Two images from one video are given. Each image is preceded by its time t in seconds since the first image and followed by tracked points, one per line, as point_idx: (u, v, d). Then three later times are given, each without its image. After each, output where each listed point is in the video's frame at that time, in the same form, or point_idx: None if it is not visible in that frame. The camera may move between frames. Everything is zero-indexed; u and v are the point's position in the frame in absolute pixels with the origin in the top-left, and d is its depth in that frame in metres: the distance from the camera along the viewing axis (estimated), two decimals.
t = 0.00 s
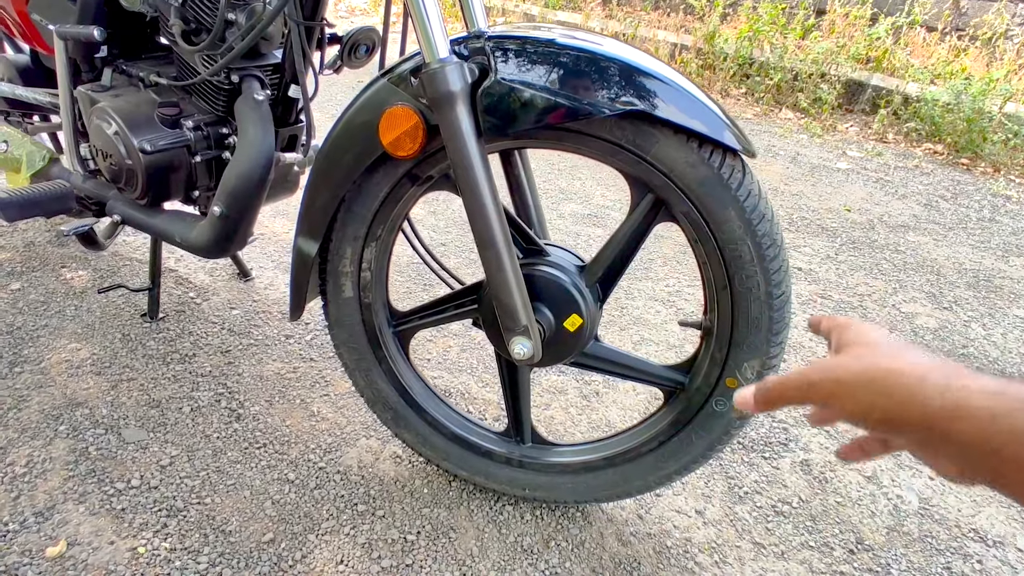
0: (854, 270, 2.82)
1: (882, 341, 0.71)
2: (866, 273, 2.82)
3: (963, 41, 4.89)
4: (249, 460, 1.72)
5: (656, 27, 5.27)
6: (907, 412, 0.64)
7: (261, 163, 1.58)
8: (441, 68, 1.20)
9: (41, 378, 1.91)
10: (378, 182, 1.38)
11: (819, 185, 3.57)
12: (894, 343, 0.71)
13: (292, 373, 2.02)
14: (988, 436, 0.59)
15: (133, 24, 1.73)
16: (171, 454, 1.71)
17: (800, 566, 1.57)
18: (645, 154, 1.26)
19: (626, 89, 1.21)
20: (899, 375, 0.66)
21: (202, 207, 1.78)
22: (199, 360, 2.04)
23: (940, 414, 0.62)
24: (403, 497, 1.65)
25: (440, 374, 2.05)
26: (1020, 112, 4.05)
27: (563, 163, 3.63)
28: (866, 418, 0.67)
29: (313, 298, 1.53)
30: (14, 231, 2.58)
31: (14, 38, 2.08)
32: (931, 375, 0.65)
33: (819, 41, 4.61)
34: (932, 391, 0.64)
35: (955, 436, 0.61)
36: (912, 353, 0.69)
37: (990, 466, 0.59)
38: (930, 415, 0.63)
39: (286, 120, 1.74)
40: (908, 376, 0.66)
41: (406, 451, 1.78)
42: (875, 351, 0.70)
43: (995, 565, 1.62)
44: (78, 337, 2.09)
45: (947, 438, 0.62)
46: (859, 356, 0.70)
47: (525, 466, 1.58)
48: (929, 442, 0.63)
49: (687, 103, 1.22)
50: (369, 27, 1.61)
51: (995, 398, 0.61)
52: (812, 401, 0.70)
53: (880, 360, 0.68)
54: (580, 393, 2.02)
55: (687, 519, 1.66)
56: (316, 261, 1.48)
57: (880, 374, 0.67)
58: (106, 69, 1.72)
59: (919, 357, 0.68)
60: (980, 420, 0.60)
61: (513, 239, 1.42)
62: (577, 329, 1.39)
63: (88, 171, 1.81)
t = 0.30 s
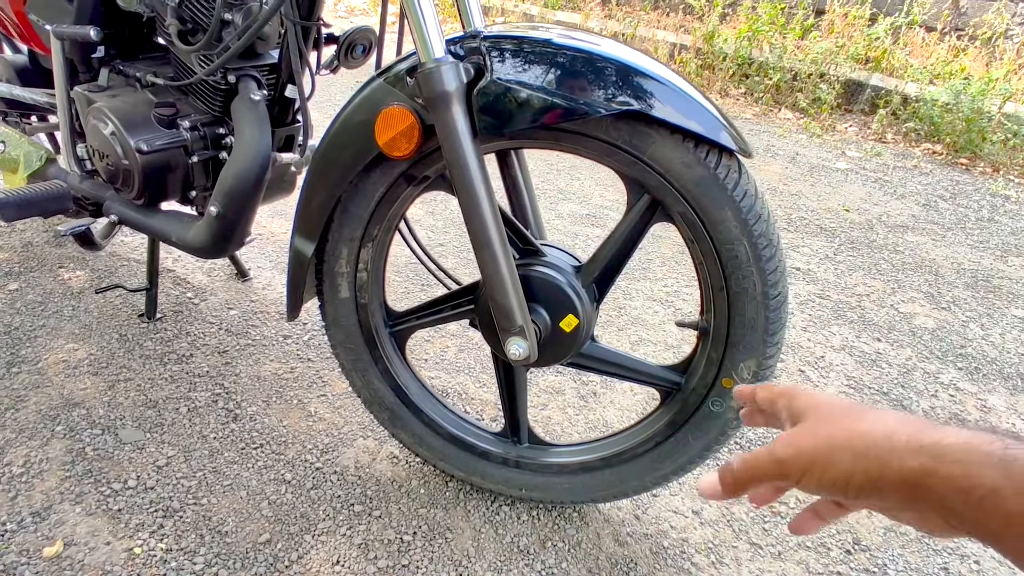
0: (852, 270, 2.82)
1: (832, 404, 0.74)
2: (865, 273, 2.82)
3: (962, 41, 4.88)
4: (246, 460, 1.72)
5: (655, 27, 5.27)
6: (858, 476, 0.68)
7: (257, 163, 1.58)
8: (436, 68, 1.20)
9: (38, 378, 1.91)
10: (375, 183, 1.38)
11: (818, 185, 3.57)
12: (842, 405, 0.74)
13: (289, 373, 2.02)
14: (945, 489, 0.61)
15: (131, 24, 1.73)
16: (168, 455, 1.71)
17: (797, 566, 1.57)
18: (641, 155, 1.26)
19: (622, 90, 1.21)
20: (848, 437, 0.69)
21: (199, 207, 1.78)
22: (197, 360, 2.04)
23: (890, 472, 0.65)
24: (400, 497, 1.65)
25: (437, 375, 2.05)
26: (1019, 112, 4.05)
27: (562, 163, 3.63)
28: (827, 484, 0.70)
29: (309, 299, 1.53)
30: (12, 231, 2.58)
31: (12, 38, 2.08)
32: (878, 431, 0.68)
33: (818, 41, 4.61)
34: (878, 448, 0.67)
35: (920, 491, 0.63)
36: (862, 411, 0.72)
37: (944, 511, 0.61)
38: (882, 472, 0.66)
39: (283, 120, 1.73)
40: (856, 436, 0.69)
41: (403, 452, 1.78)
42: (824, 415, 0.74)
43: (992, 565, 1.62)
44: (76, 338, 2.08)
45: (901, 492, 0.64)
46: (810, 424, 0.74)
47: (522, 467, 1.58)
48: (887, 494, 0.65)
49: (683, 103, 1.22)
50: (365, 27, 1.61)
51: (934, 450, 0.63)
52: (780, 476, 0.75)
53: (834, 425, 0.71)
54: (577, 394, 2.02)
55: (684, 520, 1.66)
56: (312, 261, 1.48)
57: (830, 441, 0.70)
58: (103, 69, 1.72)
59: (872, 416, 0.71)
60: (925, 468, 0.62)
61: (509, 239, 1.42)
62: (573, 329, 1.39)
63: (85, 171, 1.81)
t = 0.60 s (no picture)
0: (852, 268, 2.81)
1: (824, 384, 0.74)
2: (865, 271, 2.80)
3: (962, 39, 4.87)
4: (240, 458, 1.70)
5: (655, 25, 5.26)
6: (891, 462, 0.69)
7: (250, 158, 1.56)
8: (429, 59, 1.18)
9: (31, 375, 1.90)
10: (368, 177, 1.36)
11: (817, 183, 3.56)
12: (830, 382, 0.75)
13: (285, 370, 2.00)
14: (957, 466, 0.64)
15: (123, 19, 1.72)
16: (161, 453, 1.69)
17: (796, 565, 1.56)
18: (637, 148, 1.24)
19: (618, 82, 1.19)
20: (867, 427, 0.70)
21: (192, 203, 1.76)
22: (191, 357, 2.02)
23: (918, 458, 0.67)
24: (395, 495, 1.63)
25: (433, 372, 2.03)
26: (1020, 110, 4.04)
27: (560, 160, 3.61)
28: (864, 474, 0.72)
29: (303, 295, 1.51)
30: (6, 228, 2.56)
31: (6, 34, 2.06)
32: (889, 416, 0.69)
33: (818, 39, 4.59)
34: (898, 435, 0.68)
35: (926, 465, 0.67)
36: (859, 387, 0.73)
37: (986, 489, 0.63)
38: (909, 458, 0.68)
39: (277, 115, 1.72)
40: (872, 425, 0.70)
41: (399, 450, 1.76)
42: (826, 401, 0.74)
43: (994, 564, 1.60)
44: (69, 335, 2.07)
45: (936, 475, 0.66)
46: (818, 417, 0.74)
47: (518, 465, 1.56)
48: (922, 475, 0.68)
49: (681, 96, 1.20)
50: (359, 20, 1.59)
51: (956, 425, 0.64)
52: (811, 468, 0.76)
53: (833, 414, 0.73)
54: (575, 391, 2.01)
55: (682, 518, 1.64)
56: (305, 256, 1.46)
57: (849, 432, 0.72)
58: (95, 64, 1.71)
59: (870, 391, 0.72)
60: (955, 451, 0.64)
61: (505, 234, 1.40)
62: (569, 325, 1.37)
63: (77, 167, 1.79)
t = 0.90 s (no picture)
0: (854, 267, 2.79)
1: (801, 282, 0.82)
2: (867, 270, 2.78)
3: (963, 37, 4.85)
4: (238, 458, 1.68)
5: (655, 24, 5.24)
6: (868, 337, 0.76)
7: (247, 155, 1.54)
8: (428, 54, 1.16)
9: (27, 376, 1.88)
10: (367, 174, 1.34)
11: (819, 181, 3.54)
12: (805, 277, 0.83)
13: (283, 370, 1.98)
14: (920, 333, 0.71)
15: (119, 15, 1.70)
16: (157, 453, 1.67)
17: (800, 566, 1.54)
18: (640, 144, 1.22)
19: (621, 77, 1.18)
20: (843, 312, 0.78)
21: (190, 201, 1.74)
22: (189, 357, 2.00)
23: (887, 329, 0.74)
24: (394, 496, 1.61)
25: (433, 372, 2.01)
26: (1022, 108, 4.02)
27: (560, 159, 3.59)
28: (843, 355, 0.79)
29: (301, 294, 1.49)
30: (3, 227, 2.54)
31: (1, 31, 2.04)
32: (858, 298, 0.77)
33: (819, 38, 4.58)
34: (869, 313, 0.75)
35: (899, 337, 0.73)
36: (831, 278, 0.81)
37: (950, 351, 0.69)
38: (879, 331, 0.75)
39: (275, 112, 1.70)
40: (844, 309, 0.78)
41: (398, 450, 1.74)
42: (802, 296, 0.82)
43: (999, 565, 1.58)
44: (66, 335, 2.05)
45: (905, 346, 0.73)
46: (798, 306, 0.82)
47: (519, 465, 1.54)
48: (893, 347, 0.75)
49: (684, 91, 1.18)
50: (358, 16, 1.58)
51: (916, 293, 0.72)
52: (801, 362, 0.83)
53: (814, 305, 0.80)
54: (576, 391, 1.99)
55: (684, 519, 1.63)
56: (304, 255, 1.44)
57: (826, 319, 0.79)
58: (90, 61, 1.69)
59: (844, 282, 0.79)
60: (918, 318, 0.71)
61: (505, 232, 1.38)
62: (570, 324, 1.35)
63: (74, 165, 1.77)
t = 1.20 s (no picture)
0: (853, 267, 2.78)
1: (804, 288, 0.85)
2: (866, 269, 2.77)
3: (962, 36, 4.84)
4: (235, 458, 1.68)
5: (655, 24, 5.23)
6: (865, 342, 0.79)
7: (243, 154, 1.54)
8: (424, 51, 1.16)
9: (24, 375, 1.87)
10: (363, 172, 1.34)
11: (818, 180, 3.53)
12: (808, 283, 0.85)
13: (281, 370, 1.98)
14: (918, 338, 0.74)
15: (115, 13, 1.69)
16: (154, 453, 1.67)
17: (798, 566, 1.53)
18: (637, 142, 1.22)
19: (618, 74, 1.17)
20: (845, 318, 0.80)
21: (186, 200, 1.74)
22: (186, 356, 2.00)
23: (885, 335, 0.77)
24: (392, 496, 1.61)
25: (431, 372, 2.01)
26: (1021, 107, 4.01)
27: (559, 159, 3.59)
28: (845, 361, 0.81)
29: (297, 293, 1.49)
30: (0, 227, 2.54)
31: None
32: (860, 305, 0.79)
33: (818, 37, 4.57)
34: (869, 319, 0.78)
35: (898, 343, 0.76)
36: (835, 285, 0.83)
37: (945, 359, 0.72)
38: (878, 338, 0.77)
39: (272, 111, 1.69)
40: (846, 315, 0.80)
41: (395, 449, 1.74)
42: (806, 302, 0.84)
43: (998, 564, 1.58)
44: (63, 334, 2.04)
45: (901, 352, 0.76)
46: (801, 310, 0.84)
47: (517, 464, 1.54)
48: (892, 354, 0.77)
49: (681, 89, 1.18)
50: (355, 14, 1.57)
51: (912, 302, 0.75)
52: (805, 367, 0.86)
53: (815, 312, 0.83)
54: (574, 390, 1.98)
55: (682, 519, 1.62)
56: (300, 254, 1.44)
57: (828, 325, 0.81)
58: (86, 59, 1.68)
59: (845, 290, 0.82)
60: (915, 325, 0.74)
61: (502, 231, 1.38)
62: (568, 322, 1.35)
63: (70, 164, 1.77)
